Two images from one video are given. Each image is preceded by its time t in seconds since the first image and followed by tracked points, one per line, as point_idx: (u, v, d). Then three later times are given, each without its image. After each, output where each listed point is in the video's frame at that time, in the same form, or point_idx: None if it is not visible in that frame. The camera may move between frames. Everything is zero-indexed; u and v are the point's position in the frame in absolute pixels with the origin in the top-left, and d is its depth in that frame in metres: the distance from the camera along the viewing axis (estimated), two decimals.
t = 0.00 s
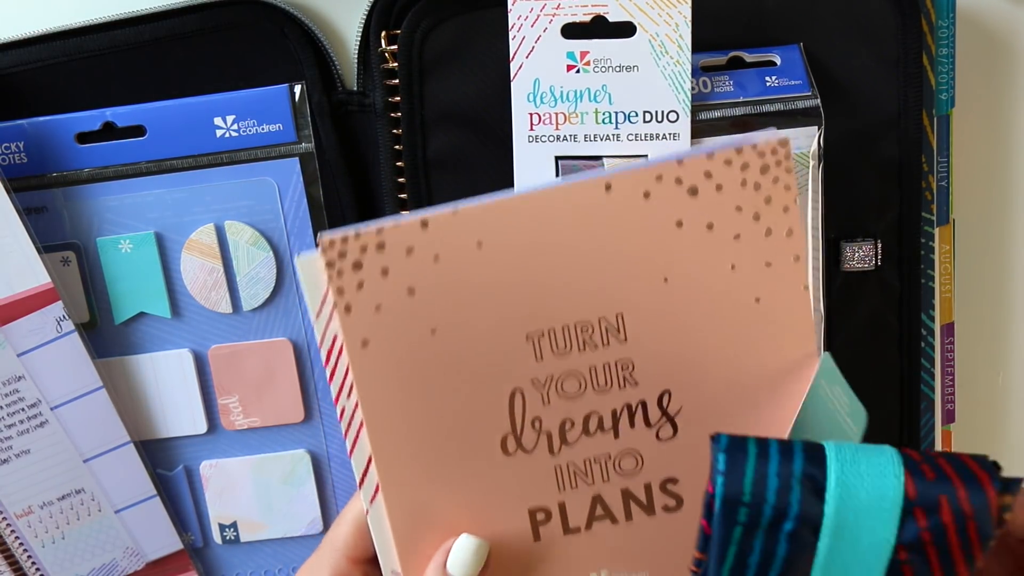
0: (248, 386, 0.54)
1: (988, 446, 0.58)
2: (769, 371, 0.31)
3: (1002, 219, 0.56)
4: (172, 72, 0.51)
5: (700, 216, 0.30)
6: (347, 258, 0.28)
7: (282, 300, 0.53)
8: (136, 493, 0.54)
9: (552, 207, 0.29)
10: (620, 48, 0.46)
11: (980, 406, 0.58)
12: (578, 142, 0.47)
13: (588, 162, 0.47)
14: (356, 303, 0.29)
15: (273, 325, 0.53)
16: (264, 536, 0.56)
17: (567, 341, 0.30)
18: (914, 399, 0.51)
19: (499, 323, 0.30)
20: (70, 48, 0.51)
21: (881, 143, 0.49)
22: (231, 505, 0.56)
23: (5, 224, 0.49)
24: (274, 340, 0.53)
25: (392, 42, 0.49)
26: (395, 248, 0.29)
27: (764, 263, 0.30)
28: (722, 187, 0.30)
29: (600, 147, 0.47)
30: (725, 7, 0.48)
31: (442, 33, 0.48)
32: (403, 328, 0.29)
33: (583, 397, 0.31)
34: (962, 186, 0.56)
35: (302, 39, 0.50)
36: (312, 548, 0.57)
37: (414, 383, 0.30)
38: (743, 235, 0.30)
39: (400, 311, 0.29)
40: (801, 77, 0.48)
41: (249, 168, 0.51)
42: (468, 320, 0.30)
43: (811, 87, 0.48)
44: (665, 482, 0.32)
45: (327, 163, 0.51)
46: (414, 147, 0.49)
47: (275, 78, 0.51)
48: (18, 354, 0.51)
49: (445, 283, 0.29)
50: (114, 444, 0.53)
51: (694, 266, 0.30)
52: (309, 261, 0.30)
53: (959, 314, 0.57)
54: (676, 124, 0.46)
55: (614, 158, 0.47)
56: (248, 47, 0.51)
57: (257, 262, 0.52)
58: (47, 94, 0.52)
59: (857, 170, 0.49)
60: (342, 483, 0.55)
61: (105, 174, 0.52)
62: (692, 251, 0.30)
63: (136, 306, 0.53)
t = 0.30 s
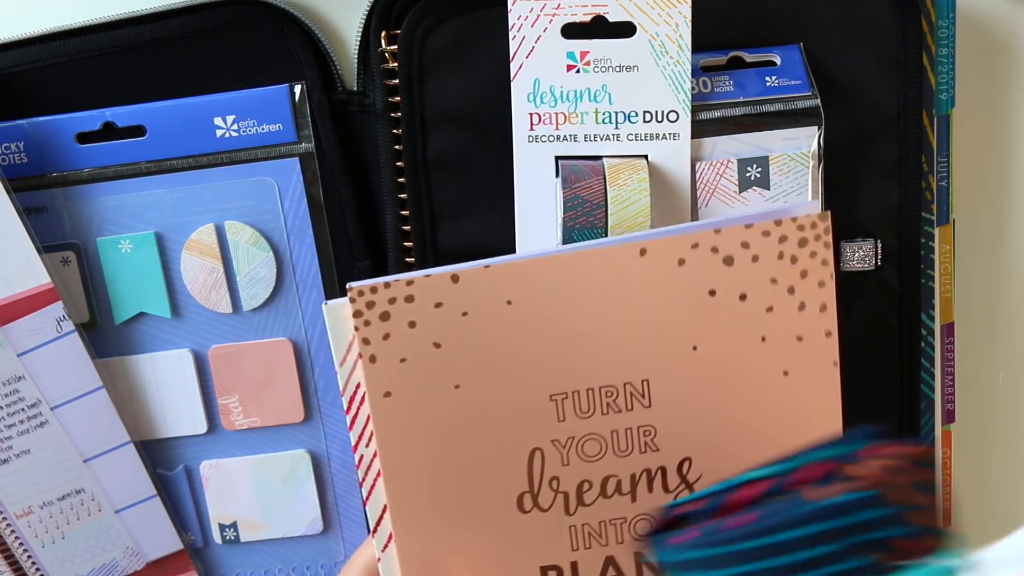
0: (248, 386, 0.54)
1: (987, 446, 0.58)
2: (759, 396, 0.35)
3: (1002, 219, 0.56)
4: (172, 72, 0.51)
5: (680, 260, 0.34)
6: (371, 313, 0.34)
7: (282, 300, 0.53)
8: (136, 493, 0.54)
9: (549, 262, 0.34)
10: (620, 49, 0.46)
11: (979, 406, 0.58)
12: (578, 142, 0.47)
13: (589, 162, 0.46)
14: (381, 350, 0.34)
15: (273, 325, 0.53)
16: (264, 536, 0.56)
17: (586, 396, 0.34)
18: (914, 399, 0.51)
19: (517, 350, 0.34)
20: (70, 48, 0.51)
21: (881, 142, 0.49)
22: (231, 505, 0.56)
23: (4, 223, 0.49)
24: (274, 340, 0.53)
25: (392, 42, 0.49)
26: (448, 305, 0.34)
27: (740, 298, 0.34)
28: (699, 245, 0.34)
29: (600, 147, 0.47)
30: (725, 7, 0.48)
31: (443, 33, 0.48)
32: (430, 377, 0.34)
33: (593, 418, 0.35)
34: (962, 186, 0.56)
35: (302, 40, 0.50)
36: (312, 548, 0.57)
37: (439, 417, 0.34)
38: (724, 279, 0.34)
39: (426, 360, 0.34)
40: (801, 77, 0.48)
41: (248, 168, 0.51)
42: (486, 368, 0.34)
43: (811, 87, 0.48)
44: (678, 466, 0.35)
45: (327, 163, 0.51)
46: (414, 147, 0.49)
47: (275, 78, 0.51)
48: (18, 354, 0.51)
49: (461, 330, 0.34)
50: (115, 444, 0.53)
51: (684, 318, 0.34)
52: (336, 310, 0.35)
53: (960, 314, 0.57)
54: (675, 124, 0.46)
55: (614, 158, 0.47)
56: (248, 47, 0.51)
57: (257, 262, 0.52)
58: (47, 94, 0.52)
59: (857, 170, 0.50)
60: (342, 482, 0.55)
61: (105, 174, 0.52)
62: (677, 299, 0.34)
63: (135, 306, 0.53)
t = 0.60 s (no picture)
0: (248, 386, 0.54)
1: (988, 447, 0.58)
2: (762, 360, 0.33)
3: (1002, 219, 0.56)
4: (172, 72, 0.51)
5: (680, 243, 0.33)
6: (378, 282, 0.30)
7: (282, 300, 0.53)
8: (135, 493, 0.54)
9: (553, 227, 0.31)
10: (619, 49, 0.46)
11: (980, 407, 0.58)
12: (578, 142, 0.47)
13: (589, 162, 0.46)
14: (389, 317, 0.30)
15: (273, 325, 0.53)
16: (264, 536, 0.56)
17: (590, 364, 0.32)
18: (914, 400, 0.51)
19: (528, 326, 0.31)
20: (70, 48, 0.51)
21: (881, 142, 0.49)
22: (231, 505, 0.56)
23: (4, 223, 0.49)
24: (274, 340, 0.53)
25: (392, 42, 0.49)
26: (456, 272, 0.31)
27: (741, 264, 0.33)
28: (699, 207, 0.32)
29: (601, 148, 0.47)
30: (725, 7, 0.48)
31: (443, 33, 0.48)
32: (432, 347, 0.31)
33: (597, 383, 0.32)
34: (962, 185, 0.56)
35: (302, 40, 0.50)
36: (312, 548, 0.57)
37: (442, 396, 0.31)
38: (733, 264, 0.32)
39: (430, 330, 0.31)
40: (801, 77, 0.48)
41: (248, 168, 0.51)
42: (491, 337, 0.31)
43: (811, 87, 0.48)
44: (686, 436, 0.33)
45: (327, 163, 0.51)
46: (414, 147, 0.49)
47: (275, 78, 0.51)
48: (18, 354, 0.51)
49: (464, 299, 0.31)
50: (114, 444, 0.53)
51: (694, 294, 0.32)
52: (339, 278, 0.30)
53: (960, 313, 0.57)
54: (676, 124, 0.46)
55: (614, 158, 0.47)
56: (248, 47, 0.51)
57: (257, 262, 0.52)
58: (47, 94, 0.52)
59: (857, 170, 0.50)
60: (342, 482, 0.55)
61: (105, 174, 0.52)
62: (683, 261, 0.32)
63: (135, 306, 0.53)
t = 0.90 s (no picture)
0: (247, 386, 0.54)
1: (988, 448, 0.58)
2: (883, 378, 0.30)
3: (1003, 218, 0.56)
4: (172, 72, 0.51)
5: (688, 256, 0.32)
6: (426, 260, 0.33)
7: (282, 300, 0.53)
8: (135, 493, 0.54)
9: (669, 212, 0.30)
10: (618, 49, 0.46)
11: (979, 407, 0.58)
12: (581, 144, 0.47)
13: (591, 163, 0.46)
14: (525, 275, 0.30)
15: (273, 325, 0.53)
16: (264, 536, 0.56)
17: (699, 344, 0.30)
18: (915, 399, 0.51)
19: (627, 302, 0.30)
20: (71, 48, 0.51)
21: (881, 142, 0.49)
22: (230, 505, 0.56)
23: (5, 223, 0.49)
24: (274, 340, 0.53)
25: (392, 42, 0.49)
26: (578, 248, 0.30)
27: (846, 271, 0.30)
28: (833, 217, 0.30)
29: (603, 149, 0.47)
30: (726, 6, 0.48)
31: (443, 32, 0.48)
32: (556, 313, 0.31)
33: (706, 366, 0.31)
34: (963, 185, 0.56)
35: (302, 40, 0.50)
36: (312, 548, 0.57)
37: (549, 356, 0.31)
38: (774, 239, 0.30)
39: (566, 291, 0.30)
40: (801, 76, 0.48)
41: (248, 169, 0.51)
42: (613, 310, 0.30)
43: (811, 86, 0.48)
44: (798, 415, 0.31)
45: (327, 163, 0.51)
46: (414, 147, 0.49)
47: (275, 78, 0.51)
48: (18, 354, 0.51)
49: (598, 271, 0.30)
50: (114, 444, 0.53)
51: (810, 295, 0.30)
52: (383, 248, 0.33)
53: (961, 313, 0.57)
54: (677, 122, 0.47)
55: (617, 157, 0.47)
56: (248, 47, 0.51)
57: (257, 262, 0.52)
58: (47, 94, 0.52)
59: (857, 170, 0.50)
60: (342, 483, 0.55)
61: (105, 174, 0.52)
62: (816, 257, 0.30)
63: (135, 306, 0.53)
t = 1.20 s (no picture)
0: (248, 386, 0.54)
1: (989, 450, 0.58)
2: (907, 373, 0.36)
3: (1003, 218, 0.56)
4: (172, 71, 0.51)
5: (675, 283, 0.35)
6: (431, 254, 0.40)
7: (282, 300, 0.53)
8: (135, 493, 0.54)
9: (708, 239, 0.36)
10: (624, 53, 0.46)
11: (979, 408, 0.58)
12: (583, 145, 0.47)
13: (593, 166, 0.46)
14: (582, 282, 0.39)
15: (273, 325, 0.53)
16: (264, 536, 0.56)
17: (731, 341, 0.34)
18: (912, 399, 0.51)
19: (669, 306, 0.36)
20: (71, 48, 0.50)
21: (881, 142, 0.49)
22: (231, 505, 0.56)
23: (4, 223, 0.49)
24: (274, 340, 0.53)
25: (392, 42, 0.49)
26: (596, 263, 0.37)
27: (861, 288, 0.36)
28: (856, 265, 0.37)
29: (605, 151, 0.47)
30: (727, 7, 0.48)
31: (443, 32, 0.48)
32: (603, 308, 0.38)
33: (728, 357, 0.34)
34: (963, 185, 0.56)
35: (302, 40, 0.50)
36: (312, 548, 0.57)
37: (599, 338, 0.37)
38: (771, 265, 0.35)
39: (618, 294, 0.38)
40: (801, 77, 0.48)
41: (249, 168, 0.52)
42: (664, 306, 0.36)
43: (811, 87, 0.48)
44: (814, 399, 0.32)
45: (327, 163, 0.51)
46: (414, 147, 0.49)
47: (274, 78, 0.51)
48: (18, 354, 0.51)
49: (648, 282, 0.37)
50: (114, 444, 0.53)
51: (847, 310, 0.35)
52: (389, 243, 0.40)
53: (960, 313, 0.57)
54: (681, 128, 0.47)
55: (618, 160, 0.47)
56: (249, 47, 0.51)
57: (257, 262, 0.52)
58: (47, 94, 0.52)
59: (856, 170, 0.50)
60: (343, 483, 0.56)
61: (105, 174, 0.52)
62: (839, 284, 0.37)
63: (135, 306, 0.53)
